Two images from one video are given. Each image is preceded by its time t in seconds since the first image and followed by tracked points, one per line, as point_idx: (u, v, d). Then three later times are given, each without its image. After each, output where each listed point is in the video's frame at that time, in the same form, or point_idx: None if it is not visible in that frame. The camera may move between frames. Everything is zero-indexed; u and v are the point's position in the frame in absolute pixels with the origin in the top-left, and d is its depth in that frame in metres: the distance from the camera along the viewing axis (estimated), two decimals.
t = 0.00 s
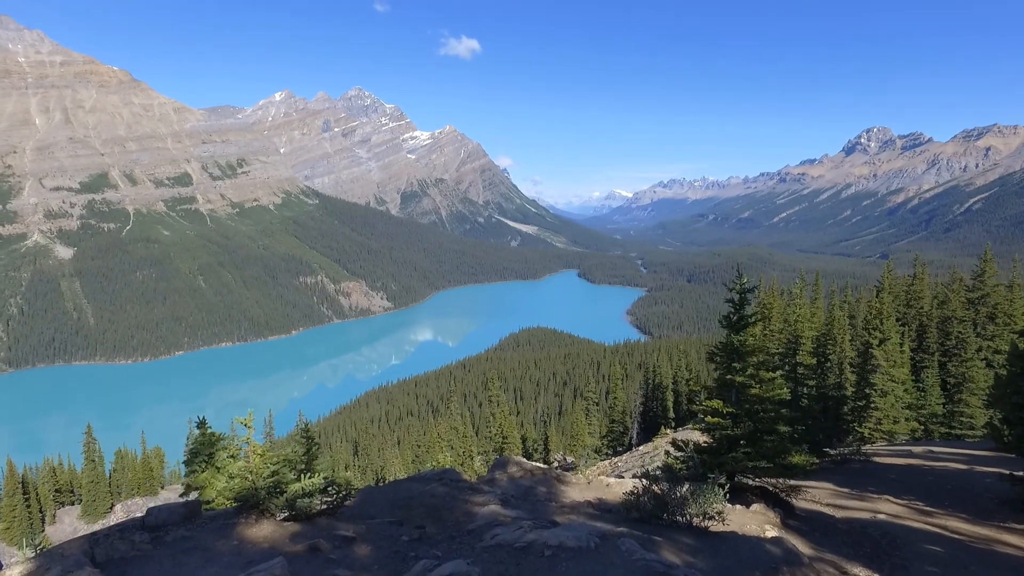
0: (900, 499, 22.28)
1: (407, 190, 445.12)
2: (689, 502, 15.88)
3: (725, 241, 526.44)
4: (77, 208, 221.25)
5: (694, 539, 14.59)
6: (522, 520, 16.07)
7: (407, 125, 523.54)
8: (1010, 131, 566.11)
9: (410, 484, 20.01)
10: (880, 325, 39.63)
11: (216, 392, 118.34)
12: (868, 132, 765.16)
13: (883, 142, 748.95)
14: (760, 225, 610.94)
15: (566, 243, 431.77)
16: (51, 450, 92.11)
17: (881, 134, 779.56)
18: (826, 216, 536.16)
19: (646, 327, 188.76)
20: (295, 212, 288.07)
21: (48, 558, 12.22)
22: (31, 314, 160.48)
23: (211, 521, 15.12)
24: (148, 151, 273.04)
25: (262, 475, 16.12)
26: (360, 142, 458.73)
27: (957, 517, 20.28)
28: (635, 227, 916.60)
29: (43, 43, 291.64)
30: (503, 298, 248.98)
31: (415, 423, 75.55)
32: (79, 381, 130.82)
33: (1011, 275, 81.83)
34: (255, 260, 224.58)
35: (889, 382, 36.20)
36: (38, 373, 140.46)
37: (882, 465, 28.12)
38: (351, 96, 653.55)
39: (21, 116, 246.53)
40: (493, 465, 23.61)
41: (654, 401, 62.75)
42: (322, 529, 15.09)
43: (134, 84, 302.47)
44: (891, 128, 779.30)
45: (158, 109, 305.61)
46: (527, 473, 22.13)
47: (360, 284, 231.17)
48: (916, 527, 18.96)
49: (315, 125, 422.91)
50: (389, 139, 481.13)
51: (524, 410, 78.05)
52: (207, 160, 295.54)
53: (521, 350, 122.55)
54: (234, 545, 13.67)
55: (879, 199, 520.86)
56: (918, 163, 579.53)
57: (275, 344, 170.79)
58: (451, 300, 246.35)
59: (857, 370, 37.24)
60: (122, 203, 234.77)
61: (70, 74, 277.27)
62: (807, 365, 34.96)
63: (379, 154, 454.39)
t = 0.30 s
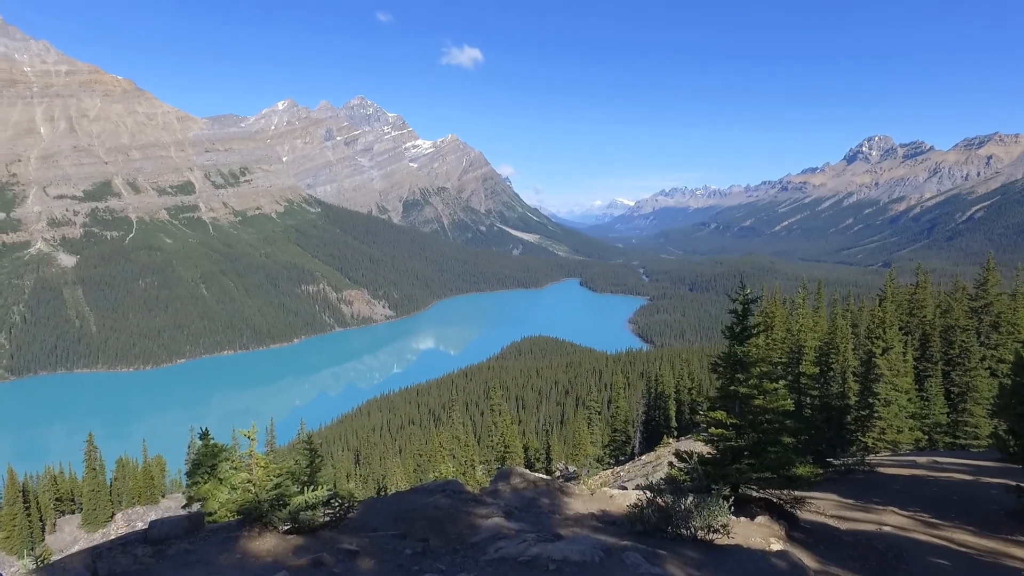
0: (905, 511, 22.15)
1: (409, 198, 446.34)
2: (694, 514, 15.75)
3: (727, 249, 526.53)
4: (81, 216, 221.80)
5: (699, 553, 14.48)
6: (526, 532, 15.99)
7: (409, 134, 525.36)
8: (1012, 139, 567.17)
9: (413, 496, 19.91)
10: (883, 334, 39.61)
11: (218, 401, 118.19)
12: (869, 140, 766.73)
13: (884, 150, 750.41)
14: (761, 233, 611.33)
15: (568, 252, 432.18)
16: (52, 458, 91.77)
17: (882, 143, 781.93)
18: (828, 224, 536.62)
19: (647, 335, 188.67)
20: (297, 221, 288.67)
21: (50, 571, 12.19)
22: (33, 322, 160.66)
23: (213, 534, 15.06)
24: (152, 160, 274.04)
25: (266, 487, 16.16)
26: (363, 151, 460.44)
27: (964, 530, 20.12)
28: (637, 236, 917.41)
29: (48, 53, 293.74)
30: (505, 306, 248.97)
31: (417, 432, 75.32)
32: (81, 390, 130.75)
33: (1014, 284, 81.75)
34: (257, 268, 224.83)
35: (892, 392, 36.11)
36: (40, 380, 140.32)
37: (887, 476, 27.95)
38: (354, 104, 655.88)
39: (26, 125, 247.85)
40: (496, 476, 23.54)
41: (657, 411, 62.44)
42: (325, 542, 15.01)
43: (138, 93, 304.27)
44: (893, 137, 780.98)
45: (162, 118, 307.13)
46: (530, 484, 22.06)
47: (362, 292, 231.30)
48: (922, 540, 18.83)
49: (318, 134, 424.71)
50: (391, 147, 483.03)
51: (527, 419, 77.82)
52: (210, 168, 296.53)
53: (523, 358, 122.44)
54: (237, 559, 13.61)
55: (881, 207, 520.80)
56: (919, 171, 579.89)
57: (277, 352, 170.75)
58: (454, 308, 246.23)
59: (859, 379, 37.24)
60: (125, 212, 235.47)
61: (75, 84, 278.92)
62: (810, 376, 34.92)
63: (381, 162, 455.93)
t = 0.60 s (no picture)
0: (915, 525, 21.94)
1: (414, 208, 447.88)
2: (702, 529, 15.65)
3: (732, 259, 526.35)
4: (87, 226, 223.00)
5: (709, 568, 14.32)
6: (534, 547, 15.87)
7: (414, 144, 527.74)
8: (1016, 149, 567.77)
9: (419, 510, 19.85)
10: (889, 345, 39.44)
11: (222, 410, 118.16)
12: (874, 150, 767.17)
13: (889, 160, 751.04)
14: (766, 243, 611.33)
15: (572, 262, 432.66)
16: (56, 467, 91.69)
17: (886, 153, 782.47)
18: (833, 234, 536.35)
19: (652, 345, 188.42)
20: (302, 230, 289.80)
21: None
22: (39, 331, 161.22)
23: (220, 547, 15.01)
24: (158, 169, 275.59)
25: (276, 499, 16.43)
26: (368, 161, 462.85)
27: (975, 544, 19.91)
28: (641, 245, 917.97)
29: (58, 64, 296.12)
30: (509, 316, 249.15)
31: (421, 442, 75.08)
32: (86, 398, 130.85)
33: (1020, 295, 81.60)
34: (262, 277, 225.48)
35: (899, 402, 35.90)
36: (45, 389, 140.58)
37: (896, 489, 27.67)
38: (359, 115, 659.50)
39: (34, 136, 249.75)
40: (502, 489, 23.44)
41: (661, 421, 62.12)
42: (333, 556, 14.90)
43: (146, 104, 306.79)
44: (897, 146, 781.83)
45: (168, 128, 309.29)
46: (537, 498, 21.96)
47: (366, 302, 231.83)
48: (934, 555, 18.63)
49: (323, 144, 427.22)
50: (396, 157, 485.15)
51: (531, 429, 77.60)
52: (216, 178, 298.06)
53: (527, 368, 122.23)
54: (244, 573, 13.55)
55: (886, 216, 520.54)
56: (924, 181, 579.57)
57: (281, 362, 170.88)
58: (458, 318, 246.25)
59: (865, 391, 37.02)
60: (131, 221, 236.66)
61: (83, 95, 281.35)
62: (817, 387, 34.79)
63: (386, 172, 458.01)
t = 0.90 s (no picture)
0: (932, 543, 21.57)
1: (423, 220, 449.88)
2: (716, 547, 15.37)
3: (741, 271, 524.70)
4: (99, 237, 225.17)
5: None
6: (547, 563, 15.70)
7: (422, 156, 531.20)
8: None
9: (430, 525, 19.73)
10: (902, 358, 39.10)
11: (230, 421, 118.28)
12: (883, 161, 764.99)
13: (899, 171, 748.81)
14: (775, 255, 609.51)
15: (581, 274, 432.93)
16: (66, 477, 91.89)
17: (895, 165, 779.86)
18: (843, 246, 534.27)
19: (661, 357, 187.59)
20: (311, 242, 291.58)
21: None
22: (51, 341, 162.57)
23: (233, 561, 14.97)
24: (170, 182, 278.34)
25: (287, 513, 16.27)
26: (376, 173, 466.06)
27: (996, 564, 19.50)
28: (649, 258, 916.55)
29: (74, 78, 298.30)
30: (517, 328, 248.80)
31: (429, 454, 74.80)
32: (97, 409, 131.25)
33: None
34: (271, 289, 226.72)
35: (912, 416, 35.51)
36: (56, 399, 141.29)
37: (912, 504, 27.25)
38: (368, 127, 664.76)
39: (49, 148, 252.71)
40: (513, 503, 23.28)
41: (670, 434, 61.61)
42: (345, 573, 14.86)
43: (158, 117, 310.97)
44: (906, 158, 779.44)
45: (180, 140, 312.81)
46: (548, 512, 21.77)
47: (375, 313, 232.55)
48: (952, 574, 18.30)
49: (332, 156, 430.59)
50: (404, 170, 488.10)
51: (539, 442, 77.21)
52: (226, 190, 300.68)
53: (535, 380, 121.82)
54: None
55: (896, 228, 518.27)
56: (935, 193, 576.86)
57: (289, 373, 171.19)
58: (466, 330, 246.19)
59: (877, 405, 36.67)
60: (142, 233, 238.82)
61: (97, 108, 285.40)
62: (828, 401, 34.47)
63: (395, 185, 460.82)
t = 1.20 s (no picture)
0: (958, 563, 21.00)
1: (436, 233, 452.09)
2: (736, 564, 14.95)
3: (755, 284, 520.99)
4: (118, 249, 228.38)
5: None
6: None
7: (436, 169, 534.99)
8: None
9: (447, 538, 19.70)
10: (921, 372, 38.53)
11: (243, 433, 118.66)
12: (898, 173, 758.68)
13: (915, 184, 742.18)
14: (789, 267, 605.65)
15: (594, 287, 432.27)
16: (82, 487, 92.49)
17: (912, 177, 773.18)
18: (858, 259, 530.03)
19: (675, 370, 186.04)
20: (326, 255, 293.87)
21: None
22: (70, 352, 164.89)
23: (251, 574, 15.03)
24: (187, 195, 282.01)
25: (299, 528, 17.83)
26: (390, 186, 469.83)
27: None
28: (663, 270, 912.89)
29: (96, 95, 304.10)
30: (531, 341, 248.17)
31: (442, 467, 74.61)
32: (113, 419, 132.44)
33: None
34: (286, 300, 228.45)
35: (932, 432, 34.87)
36: (73, 409, 142.76)
37: (935, 522, 26.65)
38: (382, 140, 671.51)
39: (71, 162, 256.87)
40: (529, 517, 23.17)
41: (685, 449, 60.90)
42: None
43: (176, 131, 316.15)
44: (923, 170, 772.68)
45: (197, 154, 317.26)
46: (564, 526, 21.57)
47: (388, 326, 233.56)
48: None
49: (347, 170, 434.57)
50: (418, 183, 491.61)
51: (552, 455, 76.75)
52: (242, 203, 304.20)
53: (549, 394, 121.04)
54: None
55: (913, 240, 512.78)
56: (952, 205, 570.27)
57: (303, 385, 171.88)
58: (479, 342, 246.25)
59: (896, 420, 35.88)
60: (159, 246, 241.96)
61: (118, 123, 290.46)
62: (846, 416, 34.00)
63: (408, 198, 464.16)
